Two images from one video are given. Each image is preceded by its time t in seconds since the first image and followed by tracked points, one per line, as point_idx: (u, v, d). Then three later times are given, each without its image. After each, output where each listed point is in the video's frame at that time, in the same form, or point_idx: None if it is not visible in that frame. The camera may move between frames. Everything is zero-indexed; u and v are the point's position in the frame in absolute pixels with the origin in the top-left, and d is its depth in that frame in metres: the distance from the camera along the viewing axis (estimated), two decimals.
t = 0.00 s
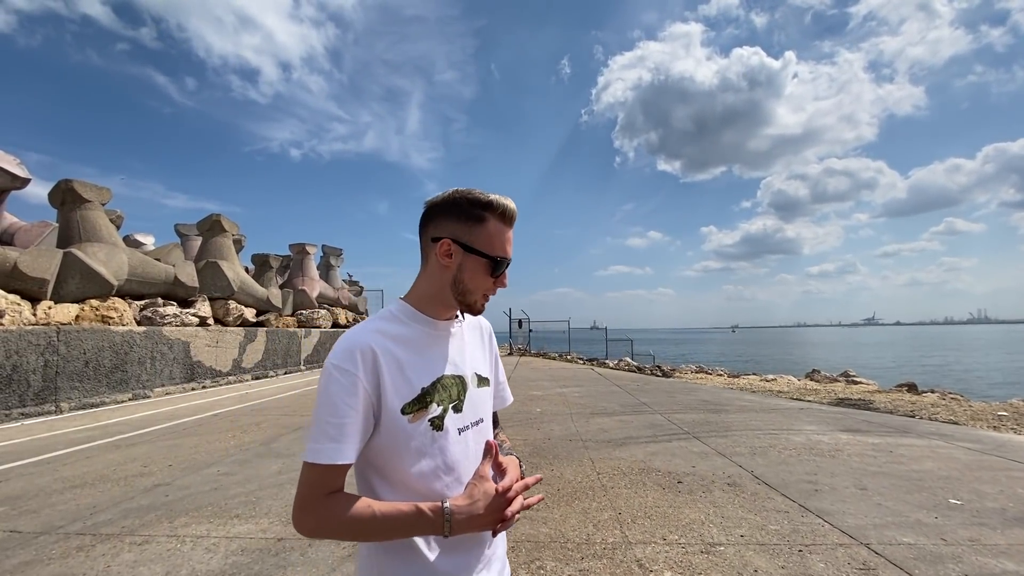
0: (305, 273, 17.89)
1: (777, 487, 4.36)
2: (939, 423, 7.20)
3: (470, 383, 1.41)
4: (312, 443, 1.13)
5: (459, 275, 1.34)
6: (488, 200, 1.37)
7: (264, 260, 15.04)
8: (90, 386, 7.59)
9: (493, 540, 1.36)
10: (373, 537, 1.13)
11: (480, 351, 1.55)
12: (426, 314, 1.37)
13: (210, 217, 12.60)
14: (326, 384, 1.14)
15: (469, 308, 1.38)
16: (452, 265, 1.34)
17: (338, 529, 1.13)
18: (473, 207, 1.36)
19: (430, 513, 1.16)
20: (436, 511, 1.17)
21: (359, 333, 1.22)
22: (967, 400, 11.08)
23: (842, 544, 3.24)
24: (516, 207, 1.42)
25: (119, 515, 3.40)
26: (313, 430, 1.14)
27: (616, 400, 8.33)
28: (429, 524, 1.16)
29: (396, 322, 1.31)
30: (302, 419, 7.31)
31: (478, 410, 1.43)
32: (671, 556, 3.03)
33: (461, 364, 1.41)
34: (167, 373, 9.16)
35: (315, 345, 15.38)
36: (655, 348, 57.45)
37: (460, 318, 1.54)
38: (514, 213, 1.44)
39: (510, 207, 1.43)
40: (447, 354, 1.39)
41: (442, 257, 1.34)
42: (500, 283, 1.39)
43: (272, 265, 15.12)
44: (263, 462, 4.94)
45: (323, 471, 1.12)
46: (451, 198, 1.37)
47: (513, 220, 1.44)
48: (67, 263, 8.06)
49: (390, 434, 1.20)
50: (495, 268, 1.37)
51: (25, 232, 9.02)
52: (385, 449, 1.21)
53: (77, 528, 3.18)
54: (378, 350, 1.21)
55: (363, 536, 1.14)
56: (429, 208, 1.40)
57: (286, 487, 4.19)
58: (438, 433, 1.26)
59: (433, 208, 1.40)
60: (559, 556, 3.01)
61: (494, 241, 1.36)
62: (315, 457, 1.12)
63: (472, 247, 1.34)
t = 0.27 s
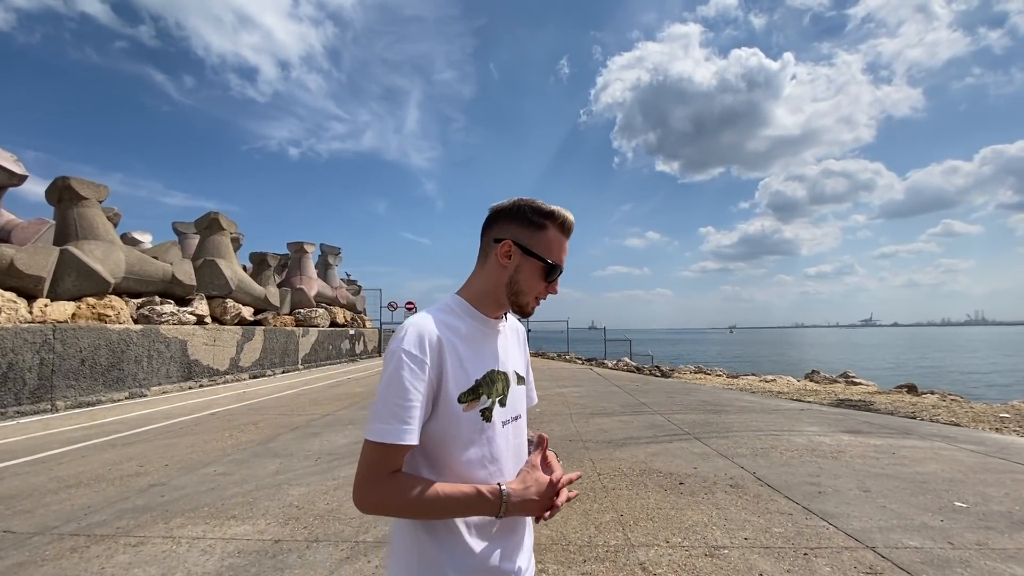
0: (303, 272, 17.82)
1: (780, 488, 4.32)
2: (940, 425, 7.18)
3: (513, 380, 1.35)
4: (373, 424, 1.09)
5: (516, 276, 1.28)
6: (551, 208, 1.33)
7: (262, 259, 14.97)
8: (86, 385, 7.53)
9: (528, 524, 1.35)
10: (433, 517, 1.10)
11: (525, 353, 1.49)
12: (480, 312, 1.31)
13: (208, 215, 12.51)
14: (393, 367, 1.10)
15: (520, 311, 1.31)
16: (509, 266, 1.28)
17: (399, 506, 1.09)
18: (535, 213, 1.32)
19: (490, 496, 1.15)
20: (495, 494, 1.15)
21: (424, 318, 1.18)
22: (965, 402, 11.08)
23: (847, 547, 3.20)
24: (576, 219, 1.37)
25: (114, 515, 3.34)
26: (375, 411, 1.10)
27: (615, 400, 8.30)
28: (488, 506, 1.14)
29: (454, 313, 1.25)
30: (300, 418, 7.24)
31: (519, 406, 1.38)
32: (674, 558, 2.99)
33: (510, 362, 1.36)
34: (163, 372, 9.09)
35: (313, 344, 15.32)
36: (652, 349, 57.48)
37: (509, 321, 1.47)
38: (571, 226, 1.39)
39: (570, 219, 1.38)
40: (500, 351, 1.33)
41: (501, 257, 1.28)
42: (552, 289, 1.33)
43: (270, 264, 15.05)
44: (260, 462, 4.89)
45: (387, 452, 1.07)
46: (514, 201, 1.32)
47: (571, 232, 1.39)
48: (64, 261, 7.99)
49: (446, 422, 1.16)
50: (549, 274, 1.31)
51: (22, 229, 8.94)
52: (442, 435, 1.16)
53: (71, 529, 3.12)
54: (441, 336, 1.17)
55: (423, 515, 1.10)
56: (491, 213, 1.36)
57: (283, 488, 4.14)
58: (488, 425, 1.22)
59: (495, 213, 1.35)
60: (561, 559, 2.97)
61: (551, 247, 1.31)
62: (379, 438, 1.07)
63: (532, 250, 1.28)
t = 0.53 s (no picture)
0: (298, 270, 17.74)
1: (778, 489, 4.31)
2: (935, 426, 7.20)
3: (533, 377, 1.30)
4: (402, 405, 1.06)
5: (542, 277, 1.25)
6: (580, 214, 1.31)
7: (257, 256, 14.89)
8: (79, 383, 7.45)
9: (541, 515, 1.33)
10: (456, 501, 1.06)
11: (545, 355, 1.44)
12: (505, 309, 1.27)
13: (204, 212, 12.42)
14: (425, 349, 1.07)
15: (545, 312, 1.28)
16: (536, 267, 1.25)
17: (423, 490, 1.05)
18: (564, 217, 1.30)
19: (512, 483, 1.12)
20: (517, 482, 1.13)
21: (457, 307, 1.16)
22: (959, 402, 11.13)
23: (846, 548, 3.20)
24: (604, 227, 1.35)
25: (105, 515, 3.29)
26: (404, 393, 1.06)
27: (612, 400, 8.29)
28: (509, 493, 1.12)
29: (482, 305, 1.22)
30: (295, 417, 7.20)
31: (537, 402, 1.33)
32: (672, 559, 2.97)
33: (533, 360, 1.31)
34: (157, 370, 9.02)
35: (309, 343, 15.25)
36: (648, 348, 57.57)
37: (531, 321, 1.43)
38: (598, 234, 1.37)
39: (597, 227, 1.36)
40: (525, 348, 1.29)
41: (528, 258, 1.25)
42: (577, 293, 1.30)
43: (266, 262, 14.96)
44: (254, 461, 4.85)
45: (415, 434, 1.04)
46: (543, 205, 1.31)
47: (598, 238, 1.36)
48: (57, 258, 7.91)
49: (472, 411, 1.12)
50: (575, 277, 1.28)
51: (14, 226, 8.84)
52: (467, 423, 1.12)
53: (61, 529, 3.08)
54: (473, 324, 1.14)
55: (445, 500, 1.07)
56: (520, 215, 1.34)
57: (277, 487, 4.11)
58: (508, 418, 1.17)
59: (524, 215, 1.34)
60: (558, 560, 2.95)
61: (579, 251, 1.28)
62: (408, 420, 1.04)
63: (559, 252, 1.26)
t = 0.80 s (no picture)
0: (291, 267, 17.62)
1: (770, 488, 4.30)
2: (927, 425, 7.22)
3: (527, 371, 1.26)
4: (389, 400, 1.02)
5: (529, 264, 1.21)
6: (565, 199, 1.27)
7: (250, 253, 14.77)
8: (66, 380, 7.35)
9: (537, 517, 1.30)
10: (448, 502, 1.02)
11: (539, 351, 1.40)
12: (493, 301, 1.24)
13: (195, 208, 12.29)
14: (411, 341, 1.03)
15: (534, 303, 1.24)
16: (522, 256, 1.22)
17: (412, 490, 1.01)
18: (550, 203, 1.27)
19: (507, 478, 1.09)
20: (513, 477, 1.09)
21: (444, 298, 1.12)
22: (949, 402, 11.20)
23: (839, 548, 3.19)
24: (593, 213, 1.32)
25: (89, 515, 3.23)
26: (390, 388, 1.03)
27: (605, 399, 8.27)
28: (504, 490, 1.08)
29: (470, 297, 1.18)
30: (286, 415, 7.13)
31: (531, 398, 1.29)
32: (664, 560, 2.95)
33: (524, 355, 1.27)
34: (146, 368, 8.92)
35: (301, 340, 15.15)
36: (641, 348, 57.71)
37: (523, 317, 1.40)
38: (587, 221, 1.33)
39: (586, 214, 1.32)
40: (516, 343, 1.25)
41: (514, 247, 1.22)
42: (568, 282, 1.26)
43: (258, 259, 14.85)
44: (243, 460, 4.79)
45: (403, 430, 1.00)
46: (527, 192, 1.28)
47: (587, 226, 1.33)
48: (44, 253, 7.80)
49: (462, 405, 1.08)
50: (564, 265, 1.24)
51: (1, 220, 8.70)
52: (458, 419, 1.08)
53: (43, 529, 3.01)
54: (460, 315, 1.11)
55: (438, 500, 1.03)
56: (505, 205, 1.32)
57: (266, 487, 4.05)
58: (501, 412, 1.14)
59: (509, 205, 1.31)
60: (550, 560, 2.91)
61: (567, 238, 1.24)
62: (394, 415, 1.00)
63: (545, 239, 1.22)
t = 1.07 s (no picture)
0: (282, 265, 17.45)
1: (762, 489, 4.28)
2: (917, 425, 7.25)
3: (514, 371, 1.20)
4: (360, 408, 0.96)
5: (509, 255, 1.15)
6: (548, 182, 1.19)
7: (239, 251, 14.61)
8: (48, 378, 7.21)
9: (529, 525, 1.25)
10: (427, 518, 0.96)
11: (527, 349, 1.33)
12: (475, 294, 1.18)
13: (183, 204, 12.12)
14: (380, 345, 0.97)
15: (517, 296, 1.18)
16: (502, 245, 1.16)
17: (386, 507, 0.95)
18: (531, 187, 1.19)
19: (492, 489, 1.02)
20: (498, 487, 1.03)
21: (417, 296, 1.06)
22: (938, 401, 11.27)
23: (831, 549, 3.16)
24: (578, 195, 1.24)
25: (66, 518, 3.14)
26: (361, 395, 0.97)
27: (597, 398, 8.24)
28: (488, 503, 1.01)
29: (448, 293, 1.13)
30: (274, 415, 7.04)
31: (519, 400, 1.23)
32: (656, 563, 2.90)
33: (509, 353, 1.21)
34: (132, 366, 8.78)
35: (291, 339, 15.00)
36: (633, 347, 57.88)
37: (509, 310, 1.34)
38: (575, 204, 1.25)
39: (573, 196, 1.24)
40: (499, 340, 1.19)
41: (494, 235, 1.16)
42: (552, 271, 1.19)
43: (247, 256, 14.69)
44: (229, 461, 4.70)
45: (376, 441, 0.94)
46: (509, 176, 1.20)
47: (573, 209, 1.25)
48: (26, 249, 7.64)
49: (441, 411, 1.02)
50: (548, 253, 1.17)
51: None
52: (437, 426, 1.02)
53: (17, 533, 2.92)
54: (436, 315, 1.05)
55: (418, 516, 0.97)
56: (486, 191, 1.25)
57: (251, 489, 3.97)
58: (486, 416, 1.08)
59: (489, 191, 1.24)
60: (540, 563, 2.86)
61: (549, 223, 1.17)
62: (364, 425, 0.94)
63: (526, 226, 1.16)
